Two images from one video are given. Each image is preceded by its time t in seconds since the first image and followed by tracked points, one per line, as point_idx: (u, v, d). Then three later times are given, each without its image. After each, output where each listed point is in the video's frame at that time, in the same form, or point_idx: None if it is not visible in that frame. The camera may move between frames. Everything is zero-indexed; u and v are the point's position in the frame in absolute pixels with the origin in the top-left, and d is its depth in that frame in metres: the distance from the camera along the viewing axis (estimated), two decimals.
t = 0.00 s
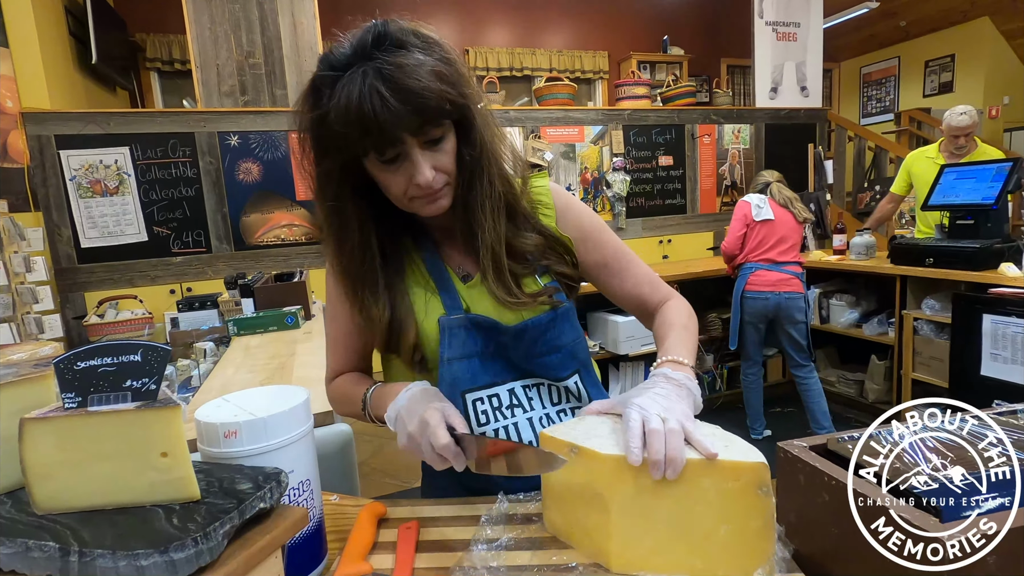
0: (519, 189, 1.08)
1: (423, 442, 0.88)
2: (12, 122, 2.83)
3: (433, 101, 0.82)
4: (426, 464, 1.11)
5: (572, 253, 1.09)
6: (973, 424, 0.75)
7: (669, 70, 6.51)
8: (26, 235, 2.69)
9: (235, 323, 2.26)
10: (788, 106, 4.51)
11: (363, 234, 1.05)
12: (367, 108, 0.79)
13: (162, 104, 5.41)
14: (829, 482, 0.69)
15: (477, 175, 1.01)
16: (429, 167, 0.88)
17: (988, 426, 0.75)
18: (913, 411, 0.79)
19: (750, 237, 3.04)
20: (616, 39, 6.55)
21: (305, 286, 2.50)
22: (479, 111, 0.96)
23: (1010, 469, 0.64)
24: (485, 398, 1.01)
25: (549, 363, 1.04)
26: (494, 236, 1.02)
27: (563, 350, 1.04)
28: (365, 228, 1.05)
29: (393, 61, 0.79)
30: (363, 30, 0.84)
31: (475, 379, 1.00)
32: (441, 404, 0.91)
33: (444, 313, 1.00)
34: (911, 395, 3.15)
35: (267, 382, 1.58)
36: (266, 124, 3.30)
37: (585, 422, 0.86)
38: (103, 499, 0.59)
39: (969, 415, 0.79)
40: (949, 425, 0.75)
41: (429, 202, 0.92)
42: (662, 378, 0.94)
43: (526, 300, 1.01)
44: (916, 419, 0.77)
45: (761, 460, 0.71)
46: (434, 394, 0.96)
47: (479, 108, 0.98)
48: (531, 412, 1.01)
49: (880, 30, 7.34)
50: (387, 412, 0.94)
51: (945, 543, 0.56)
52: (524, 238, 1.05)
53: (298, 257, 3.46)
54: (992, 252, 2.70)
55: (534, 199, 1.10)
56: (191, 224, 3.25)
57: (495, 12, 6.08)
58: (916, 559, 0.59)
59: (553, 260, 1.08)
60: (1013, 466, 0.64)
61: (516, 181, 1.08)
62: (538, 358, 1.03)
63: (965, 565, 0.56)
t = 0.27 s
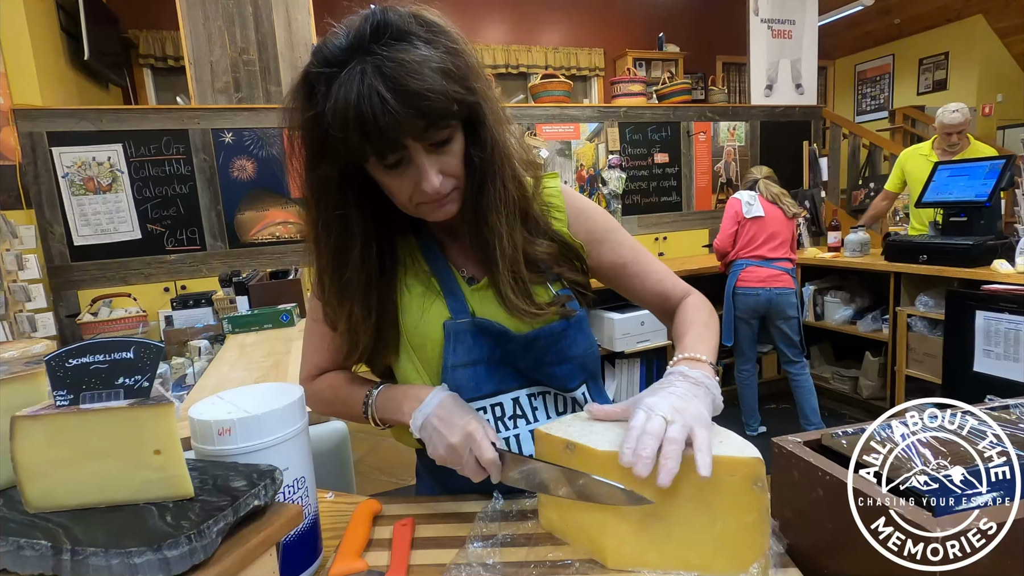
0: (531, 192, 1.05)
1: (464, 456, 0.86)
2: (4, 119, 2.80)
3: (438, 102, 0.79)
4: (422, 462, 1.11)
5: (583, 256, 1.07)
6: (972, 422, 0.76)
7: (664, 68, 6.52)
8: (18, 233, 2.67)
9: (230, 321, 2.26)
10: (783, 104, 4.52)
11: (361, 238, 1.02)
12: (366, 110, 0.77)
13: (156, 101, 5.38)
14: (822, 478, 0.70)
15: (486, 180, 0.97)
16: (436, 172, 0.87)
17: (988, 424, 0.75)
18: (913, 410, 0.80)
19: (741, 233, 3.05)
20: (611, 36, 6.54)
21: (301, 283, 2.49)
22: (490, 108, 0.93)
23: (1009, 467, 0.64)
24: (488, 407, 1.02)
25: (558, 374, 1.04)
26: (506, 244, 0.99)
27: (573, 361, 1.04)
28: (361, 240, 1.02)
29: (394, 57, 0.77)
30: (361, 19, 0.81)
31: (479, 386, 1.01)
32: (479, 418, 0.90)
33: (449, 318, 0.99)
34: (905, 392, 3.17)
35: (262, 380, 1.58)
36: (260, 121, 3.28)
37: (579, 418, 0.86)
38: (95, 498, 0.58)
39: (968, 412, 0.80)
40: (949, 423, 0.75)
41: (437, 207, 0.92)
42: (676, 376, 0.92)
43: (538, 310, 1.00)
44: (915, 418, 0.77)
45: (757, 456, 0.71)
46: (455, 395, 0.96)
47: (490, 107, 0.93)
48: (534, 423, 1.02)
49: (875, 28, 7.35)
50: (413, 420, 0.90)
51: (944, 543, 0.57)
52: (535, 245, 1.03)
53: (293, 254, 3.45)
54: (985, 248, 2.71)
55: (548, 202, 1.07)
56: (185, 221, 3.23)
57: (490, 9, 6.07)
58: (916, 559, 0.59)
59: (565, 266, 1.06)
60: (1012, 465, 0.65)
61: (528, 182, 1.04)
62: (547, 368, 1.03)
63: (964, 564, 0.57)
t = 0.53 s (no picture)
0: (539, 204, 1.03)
1: (469, 448, 0.89)
2: None
3: (445, 113, 0.79)
4: (419, 465, 1.11)
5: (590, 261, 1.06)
6: (971, 424, 0.76)
7: (661, 71, 6.54)
8: (14, 236, 2.66)
9: (226, 324, 2.25)
10: (779, 107, 4.53)
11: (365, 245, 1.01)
12: (370, 120, 0.77)
13: (152, 103, 5.37)
14: (817, 480, 0.70)
15: (491, 192, 0.96)
16: (441, 184, 0.87)
17: (987, 426, 0.75)
18: (912, 411, 0.80)
19: (735, 236, 3.08)
20: (608, 39, 6.56)
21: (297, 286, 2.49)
22: (499, 118, 0.92)
23: (1009, 468, 0.65)
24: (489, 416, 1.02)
25: (561, 387, 1.03)
26: (511, 255, 0.98)
27: (577, 374, 1.02)
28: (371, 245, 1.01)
29: (400, 67, 0.76)
30: (367, 25, 0.80)
31: (479, 395, 1.02)
32: (484, 412, 0.92)
33: (451, 326, 0.99)
34: (900, 394, 3.18)
35: (258, 383, 1.58)
36: (257, 123, 3.28)
37: (574, 422, 0.87)
38: (90, 503, 0.58)
39: (967, 413, 0.80)
40: (948, 425, 0.76)
41: (443, 217, 0.92)
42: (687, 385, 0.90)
43: (543, 323, 0.99)
44: (915, 419, 0.77)
45: (751, 459, 0.72)
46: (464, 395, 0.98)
47: (497, 116, 0.92)
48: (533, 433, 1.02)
49: (870, 31, 7.39)
50: (419, 413, 0.92)
51: (944, 543, 0.58)
52: (543, 256, 1.02)
53: (290, 257, 3.45)
54: (980, 251, 2.73)
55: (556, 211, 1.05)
56: (181, 224, 3.23)
57: (487, 12, 6.08)
58: (916, 559, 0.59)
59: (571, 277, 1.05)
60: (1012, 466, 0.65)
61: (535, 192, 1.03)
62: (549, 380, 1.02)
63: (963, 564, 0.58)
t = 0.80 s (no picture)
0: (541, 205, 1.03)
1: (475, 444, 0.89)
2: None
3: (441, 118, 0.79)
4: (418, 465, 1.11)
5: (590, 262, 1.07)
6: (972, 424, 0.76)
7: (660, 71, 6.54)
8: (12, 233, 2.66)
9: (224, 322, 2.25)
10: (778, 108, 4.54)
11: (364, 247, 1.01)
12: (366, 124, 0.77)
13: (151, 100, 5.37)
14: (812, 480, 0.71)
15: (490, 195, 0.96)
16: (438, 188, 0.87)
17: (987, 427, 0.75)
18: (913, 412, 0.80)
19: (733, 236, 3.11)
20: (607, 39, 6.56)
21: (296, 284, 2.48)
22: (499, 121, 0.92)
23: (1009, 468, 0.65)
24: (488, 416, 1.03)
25: (560, 389, 1.03)
26: (510, 258, 0.98)
27: (576, 376, 1.03)
28: (370, 245, 1.01)
29: (396, 70, 0.76)
30: (363, 26, 0.80)
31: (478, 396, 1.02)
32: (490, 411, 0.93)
33: (449, 328, 0.99)
34: (898, 394, 3.19)
35: (256, 381, 1.58)
36: (256, 121, 3.28)
37: (572, 420, 0.87)
38: (88, 500, 0.58)
39: (967, 413, 0.80)
40: (948, 425, 0.76)
41: (442, 219, 0.92)
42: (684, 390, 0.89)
43: (542, 327, 0.99)
44: (914, 419, 0.78)
45: (748, 458, 0.72)
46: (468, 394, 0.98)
47: (497, 119, 0.92)
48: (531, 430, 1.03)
49: (869, 32, 7.40)
50: (425, 410, 0.93)
51: (944, 544, 0.58)
52: (542, 259, 1.02)
53: (288, 255, 3.45)
54: (977, 252, 2.73)
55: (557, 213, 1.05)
56: (180, 222, 3.22)
57: (487, 11, 6.08)
58: (915, 559, 0.59)
59: (571, 280, 1.06)
60: (1012, 466, 0.65)
61: (535, 193, 1.02)
62: (549, 382, 1.03)
63: (963, 564, 0.58)
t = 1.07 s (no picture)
0: (534, 209, 1.03)
1: (475, 455, 0.88)
2: None
3: (429, 124, 0.79)
4: (414, 465, 1.11)
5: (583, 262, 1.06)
6: (971, 423, 0.76)
7: (657, 71, 6.56)
8: (8, 235, 2.65)
9: (221, 323, 2.25)
10: (775, 107, 4.54)
11: (357, 254, 1.01)
12: (354, 131, 0.78)
13: (147, 101, 5.36)
14: (807, 479, 0.71)
15: (481, 200, 0.96)
16: (428, 194, 0.87)
17: (985, 427, 0.75)
18: (912, 411, 0.80)
19: (731, 235, 3.12)
20: (604, 39, 6.57)
21: (293, 285, 2.48)
22: (490, 126, 0.91)
23: (1009, 468, 0.65)
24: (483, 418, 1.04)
25: (553, 393, 1.03)
26: (502, 263, 0.97)
27: (570, 380, 1.02)
28: (363, 251, 1.01)
29: (383, 76, 0.76)
30: (351, 30, 0.80)
31: (473, 399, 1.03)
32: (491, 420, 0.92)
33: (442, 334, 0.99)
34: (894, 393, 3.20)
35: (252, 382, 1.58)
36: (253, 122, 3.28)
37: (568, 420, 0.88)
38: (80, 502, 0.58)
39: (965, 412, 0.80)
40: (948, 426, 0.76)
41: (433, 224, 0.93)
42: (678, 388, 0.87)
43: (535, 332, 0.99)
44: (914, 420, 0.78)
45: (741, 457, 0.73)
46: (469, 402, 0.99)
47: (488, 122, 0.91)
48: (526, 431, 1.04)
49: (865, 32, 7.42)
50: (427, 417, 0.92)
51: (945, 544, 0.59)
52: (534, 264, 1.02)
53: (285, 256, 3.45)
54: (973, 251, 2.74)
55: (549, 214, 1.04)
56: (177, 224, 3.22)
57: (484, 11, 6.09)
58: (916, 559, 0.60)
59: (564, 284, 1.06)
60: (1012, 466, 0.66)
61: (527, 196, 1.02)
62: (542, 386, 1.02)
63: (963, 564, 0.59)
